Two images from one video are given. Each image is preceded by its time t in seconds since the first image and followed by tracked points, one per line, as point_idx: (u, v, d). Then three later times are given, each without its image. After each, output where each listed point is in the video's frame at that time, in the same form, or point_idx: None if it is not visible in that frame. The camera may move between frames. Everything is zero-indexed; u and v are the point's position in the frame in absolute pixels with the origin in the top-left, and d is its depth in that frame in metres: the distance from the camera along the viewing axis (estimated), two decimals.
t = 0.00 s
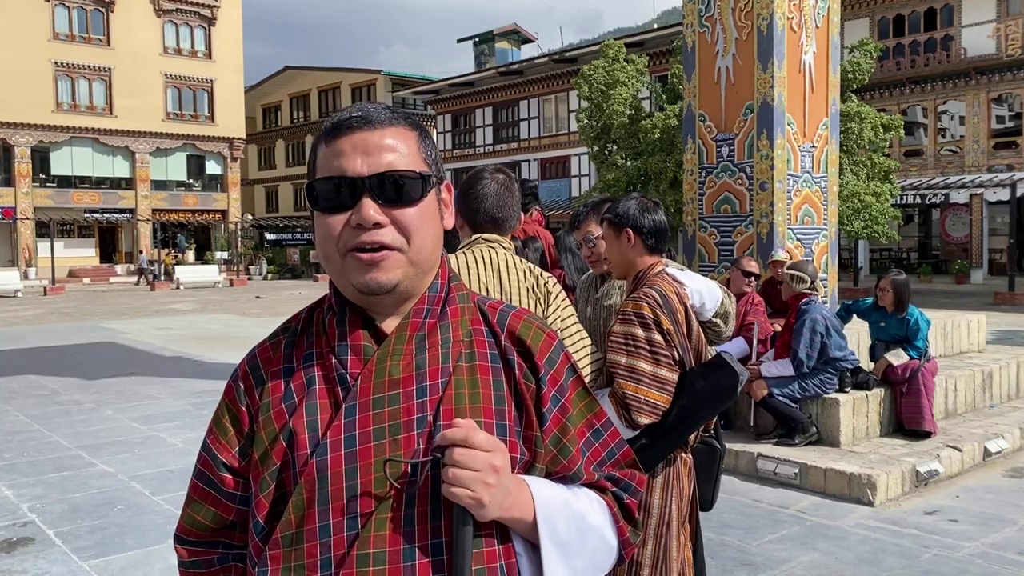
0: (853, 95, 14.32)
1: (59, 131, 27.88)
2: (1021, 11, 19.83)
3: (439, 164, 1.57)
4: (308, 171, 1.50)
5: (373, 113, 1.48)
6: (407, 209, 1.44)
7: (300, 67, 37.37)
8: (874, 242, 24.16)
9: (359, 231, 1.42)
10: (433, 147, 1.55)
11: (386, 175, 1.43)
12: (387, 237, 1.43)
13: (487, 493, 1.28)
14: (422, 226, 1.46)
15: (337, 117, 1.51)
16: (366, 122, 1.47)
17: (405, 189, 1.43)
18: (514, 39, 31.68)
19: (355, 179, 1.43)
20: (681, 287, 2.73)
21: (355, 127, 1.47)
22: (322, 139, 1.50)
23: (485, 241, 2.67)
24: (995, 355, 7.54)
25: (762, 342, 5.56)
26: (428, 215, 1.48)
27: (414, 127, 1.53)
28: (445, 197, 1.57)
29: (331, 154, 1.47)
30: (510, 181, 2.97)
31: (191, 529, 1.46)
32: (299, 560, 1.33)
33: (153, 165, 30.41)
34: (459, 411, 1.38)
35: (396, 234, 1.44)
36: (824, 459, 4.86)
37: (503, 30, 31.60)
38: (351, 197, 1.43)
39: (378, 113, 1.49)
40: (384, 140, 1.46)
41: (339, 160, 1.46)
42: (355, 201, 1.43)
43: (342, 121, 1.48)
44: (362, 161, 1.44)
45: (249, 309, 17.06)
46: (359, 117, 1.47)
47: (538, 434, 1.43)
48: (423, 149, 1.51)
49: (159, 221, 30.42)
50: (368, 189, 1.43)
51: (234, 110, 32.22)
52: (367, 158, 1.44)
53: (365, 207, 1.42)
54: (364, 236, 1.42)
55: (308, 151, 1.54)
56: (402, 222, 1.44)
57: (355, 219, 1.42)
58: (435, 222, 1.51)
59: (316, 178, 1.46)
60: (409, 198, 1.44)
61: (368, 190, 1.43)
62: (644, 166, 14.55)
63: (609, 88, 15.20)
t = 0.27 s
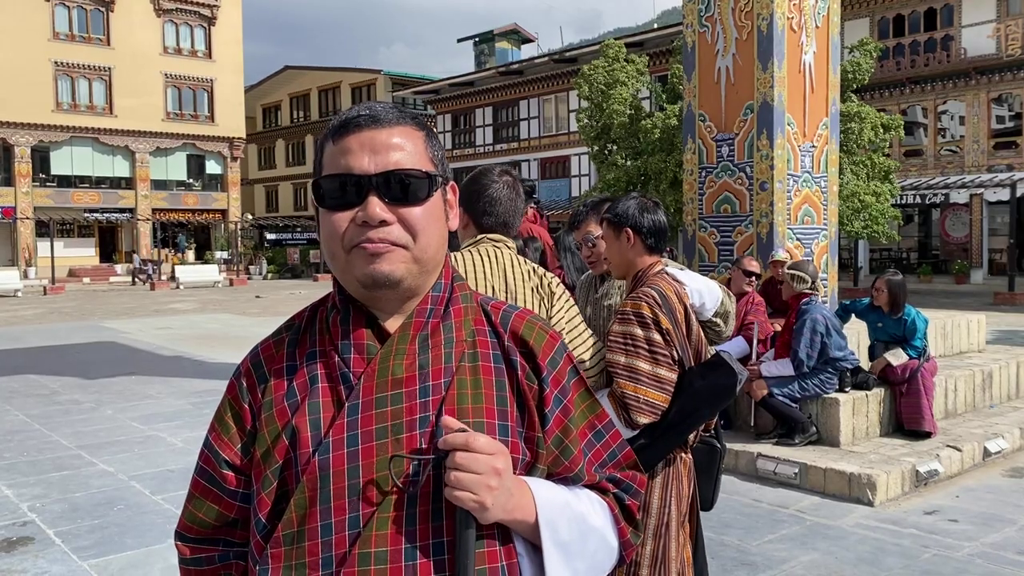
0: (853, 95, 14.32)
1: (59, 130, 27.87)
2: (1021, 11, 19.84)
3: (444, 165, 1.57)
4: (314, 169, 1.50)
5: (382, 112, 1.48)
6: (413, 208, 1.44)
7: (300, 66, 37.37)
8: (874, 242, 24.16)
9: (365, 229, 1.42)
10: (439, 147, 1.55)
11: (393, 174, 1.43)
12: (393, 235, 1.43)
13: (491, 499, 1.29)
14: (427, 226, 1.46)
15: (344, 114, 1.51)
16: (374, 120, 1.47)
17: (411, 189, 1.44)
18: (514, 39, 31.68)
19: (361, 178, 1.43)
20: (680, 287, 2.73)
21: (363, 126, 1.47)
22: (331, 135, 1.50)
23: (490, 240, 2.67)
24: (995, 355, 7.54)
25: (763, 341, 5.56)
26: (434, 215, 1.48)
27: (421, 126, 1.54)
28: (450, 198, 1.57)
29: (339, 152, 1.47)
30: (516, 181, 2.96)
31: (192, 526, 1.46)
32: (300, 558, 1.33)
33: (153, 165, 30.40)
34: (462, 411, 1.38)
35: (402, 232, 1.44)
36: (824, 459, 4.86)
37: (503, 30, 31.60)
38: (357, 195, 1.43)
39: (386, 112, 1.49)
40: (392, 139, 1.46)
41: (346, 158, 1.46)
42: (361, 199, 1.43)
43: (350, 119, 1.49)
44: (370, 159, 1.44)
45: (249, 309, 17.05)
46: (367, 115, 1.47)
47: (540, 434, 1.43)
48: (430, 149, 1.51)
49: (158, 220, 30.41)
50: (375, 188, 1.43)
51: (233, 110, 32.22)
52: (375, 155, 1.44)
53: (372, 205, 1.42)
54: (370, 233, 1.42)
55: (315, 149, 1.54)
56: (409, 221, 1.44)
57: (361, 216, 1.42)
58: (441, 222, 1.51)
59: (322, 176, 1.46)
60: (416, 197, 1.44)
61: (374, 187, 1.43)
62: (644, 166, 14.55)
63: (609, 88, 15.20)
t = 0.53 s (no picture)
0: (853, 95, 14.32)
1: (58, 130, 27.86)
2: (1020, 11, 19.84)
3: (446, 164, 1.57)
4: (316, 167, 1.50)
5: (384, 110, 1.48)
6: (415, 207, 1.44)
7: (300, 66, 37.37)
8: (874, 242, 24.15)
9: (367, 227, 1.42)
10: (441, 146, 1.55)
11: (395, 172, 1.43)
12: (394, 233, 1.43)
13: (490, 507, 1.29)
14: (429, 224, 1.46)
15: (347, 113, 1.51)
16: (376, 118, 1.47)
17: (413, 187, 1.43)
18: (514, 39, 31.69)
19: (363, 176, 1.43)
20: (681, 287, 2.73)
21: (366, 124, 1.47)
22: (332, 135, 1.50)
23: (504, 240, 2.67)
24: (994, 355, 7.54)
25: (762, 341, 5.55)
26: (435, 213, 1.48)
27: (423, 126, 1.53)
28: (452, 197, 1.57)
29: (341, 149, 1.47)
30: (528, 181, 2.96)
31: (193, 526, 1.46)
32: (300, 557, 1.33)
33: (153, 164, 30.39)
34: (462, 411, 1.38)
35: (404, 230, 1.44)
36: (824, 459, 4.86)
37: (503, 30, 31.61)
38: (359, 193, 1.43)
39: (389, 110, 1.49)
40: (393, 137, 1.46)
41: (347, 155, 1.45)
42: (364, 197, 1.43)
43: (353, 117, 1.48)
44: (371, 157, 1.44)
45: (248, 308, 17.03)
46: (370, 114, 1.47)
47: (540, 434, 1.43)
48: (433, 148, 1.51)
49: (158, 220, 30.39)
50: (377, 186, 1.43)
51: (233, 110, 32.23)
52: (377, 153, 1.44)
53: (374, 203, 1.42)
54: (372, 231, 1.42)
55: (317, 147, 1.54)
56: (410, 219, 1.43)
57: (362, 214, 1.42)
58: (442, 220, 1.51)
59: (325, 174, 1.46)
60: (417, 195, 1.44)
61: (376, 186, 1.43)
62: (644, 166, 14.55)
63: (609, 88, 15.19)
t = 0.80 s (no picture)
0: (852, 95, 14.32)
1: (58, 130, 27.85)
2: (1019, 11, 19.85)
3: (448, 164, 1.57)
4: (318, 167, 1.51)
5: (385, 111, 1.49)
6: (416, 208, 1.44)
7: (299, 66, 37.38)
8: (874, 242, 24.16)
9: (368, 227, 1.42)
10: (442, 147, 1.56)
11: (396, 173, 1.43)
12: (395, 234, 1.43)
13: (487, 519, 1.29)
14: (429, 226, 1.46)
15: (349, 113, 1.51)
16: (377, 118, 1.47)
17: (415, 188, 1.44)
18: (514, 39, 31.69)
19: (366, 177, 1.44)
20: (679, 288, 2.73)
21: (367, 124, 1.47)
22: (333, 135, 1.50)
23: (515, 241, 2.68)
24: (993, 355, 7.54)
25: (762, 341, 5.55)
26: (437, 214, 1.48)
27: (425, 126, 1.54)
28: (454, 198, 1.57)
29: (342, 150, 1.47)
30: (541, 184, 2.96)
31: (193, 525, 1.46)
32: (300, 558, 1.33)
33: (152, 165, 30.38)
34: (463, 413, 1.38)
35: (405, 231, 1.44)
36: (823, 458, 4.87)
37: (503, 30, 31.61)
38: (360, 194, 1.43)
39: (390, 111, 1.49)
40: (395, 137, 1.46)
41: (349, 156, 1.46)
42: (365, 197, 1.43)
43: (355, 118, 1.49)
44: (372, 157, 1.44)
45: (248, 308, 17.03)
46: (371, 114, 1.47)
47: (540, 436, 1.43)
48: (435, 149, 1.51)
49: (157, 220, 30.38)
50: (378, 186, 1.43)
51: (233, 110, 32.24)
52: (378, 154, 1.45)
53: (375, 204, 1.42)
54: (372, 232, 1.42)
55: (319, 147, 1.54)
56: (411, 220, 1.44)
57: (363, 215, 1.42)
58: (443, 221, 1.51)
59: (327, 174, 1.47)
60: (419, 196, 1.44)
61: (377, 185, 1.43)
62: (643, 166, 14.56)
63: (608, 87, 15.21)
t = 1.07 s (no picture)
0: (852, 95, 14.32)
1: (57, 130, 27.83)
2: (1018, 11, 19.86)
3: (449, 164, 1.57)
4: (319, 165, 1.50)
5: (388, 110, 1.48)
6: (417, 207, 1.43)
7: (299, 66, 37.37)
8: (873, 242, 24.15)
9: (370, 226, 1.42)
10: (444, 146, 1.55)
11: (398, 172, 1.43)
12: (396, 233, 1.42)
13: (483, 524, 1.29)
14: (431, 225, 1.46)
15: (351, 112, 1.51)
16: (380, 118, 1.47)
17: (416, 187, 1.43)
18: (513, 39, 31.68)
19: (368, 176, 1.43)
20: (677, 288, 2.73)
21: (369, 123, 1.47)
22: (335, 134, 1.49)
23: (520, 240, 2.67)
24: (993, 355, 7.54)
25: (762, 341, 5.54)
26: (438, 214, 1.48)
27: (426, 126, 1.53)
28: (454, 199, 1.57)
29: (345, 148, 1.47)
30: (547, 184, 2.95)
31: (192, 525, 1.46)
32: (299, 558, 1.33)
33: (151, 164, 30.36)
34: (462, 413, 1.38)
35: (407, 230, 1.43)
36: (822, 458, 4.86)
37: (502, 30, 31.60)
38: (362, 193, 1.43)
39: (393, 111, 1.49)
40: (397, 137, 1.46)
41: (351, 154, 1.45)
42: (366, 196, 1.43)
43: (357, 116, 1.48)
44: (375, 156, 1.44)
45: (247, 308, 17.02)
46: (374, 113, 1.46)
47: (540, 437, 1.43)
48: (436, 149, 1.51)
49: (157, 220, 30.36)
50: (380, 186, 1.43)
51: (232, 110, 32.24)
52: (381, 153, 1.44)
53: (376, 204, 1.42)
54: (374, 232, 1.42)
55: (320, 146, 1.53)
56: (412, 220, 1.43)
57: (364, 214, 1.42)
58: (445, 221, 1.51)
59: (328, 173, 1.46)
60: (420, 195, 1.44)
61: (378, 186, 1.43)
62: (643, 166, 14.55)
63: (608, 87, 15.21)
